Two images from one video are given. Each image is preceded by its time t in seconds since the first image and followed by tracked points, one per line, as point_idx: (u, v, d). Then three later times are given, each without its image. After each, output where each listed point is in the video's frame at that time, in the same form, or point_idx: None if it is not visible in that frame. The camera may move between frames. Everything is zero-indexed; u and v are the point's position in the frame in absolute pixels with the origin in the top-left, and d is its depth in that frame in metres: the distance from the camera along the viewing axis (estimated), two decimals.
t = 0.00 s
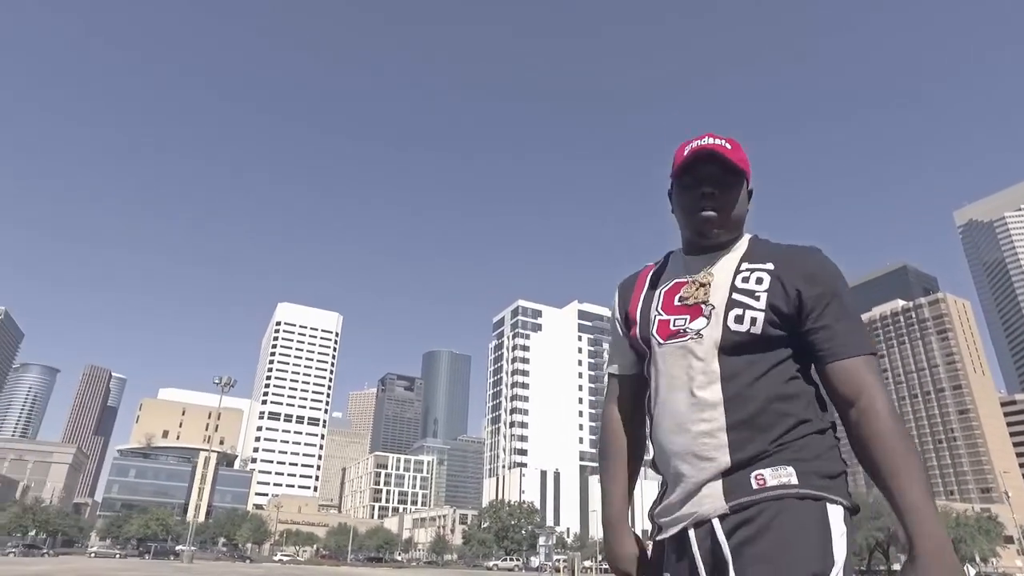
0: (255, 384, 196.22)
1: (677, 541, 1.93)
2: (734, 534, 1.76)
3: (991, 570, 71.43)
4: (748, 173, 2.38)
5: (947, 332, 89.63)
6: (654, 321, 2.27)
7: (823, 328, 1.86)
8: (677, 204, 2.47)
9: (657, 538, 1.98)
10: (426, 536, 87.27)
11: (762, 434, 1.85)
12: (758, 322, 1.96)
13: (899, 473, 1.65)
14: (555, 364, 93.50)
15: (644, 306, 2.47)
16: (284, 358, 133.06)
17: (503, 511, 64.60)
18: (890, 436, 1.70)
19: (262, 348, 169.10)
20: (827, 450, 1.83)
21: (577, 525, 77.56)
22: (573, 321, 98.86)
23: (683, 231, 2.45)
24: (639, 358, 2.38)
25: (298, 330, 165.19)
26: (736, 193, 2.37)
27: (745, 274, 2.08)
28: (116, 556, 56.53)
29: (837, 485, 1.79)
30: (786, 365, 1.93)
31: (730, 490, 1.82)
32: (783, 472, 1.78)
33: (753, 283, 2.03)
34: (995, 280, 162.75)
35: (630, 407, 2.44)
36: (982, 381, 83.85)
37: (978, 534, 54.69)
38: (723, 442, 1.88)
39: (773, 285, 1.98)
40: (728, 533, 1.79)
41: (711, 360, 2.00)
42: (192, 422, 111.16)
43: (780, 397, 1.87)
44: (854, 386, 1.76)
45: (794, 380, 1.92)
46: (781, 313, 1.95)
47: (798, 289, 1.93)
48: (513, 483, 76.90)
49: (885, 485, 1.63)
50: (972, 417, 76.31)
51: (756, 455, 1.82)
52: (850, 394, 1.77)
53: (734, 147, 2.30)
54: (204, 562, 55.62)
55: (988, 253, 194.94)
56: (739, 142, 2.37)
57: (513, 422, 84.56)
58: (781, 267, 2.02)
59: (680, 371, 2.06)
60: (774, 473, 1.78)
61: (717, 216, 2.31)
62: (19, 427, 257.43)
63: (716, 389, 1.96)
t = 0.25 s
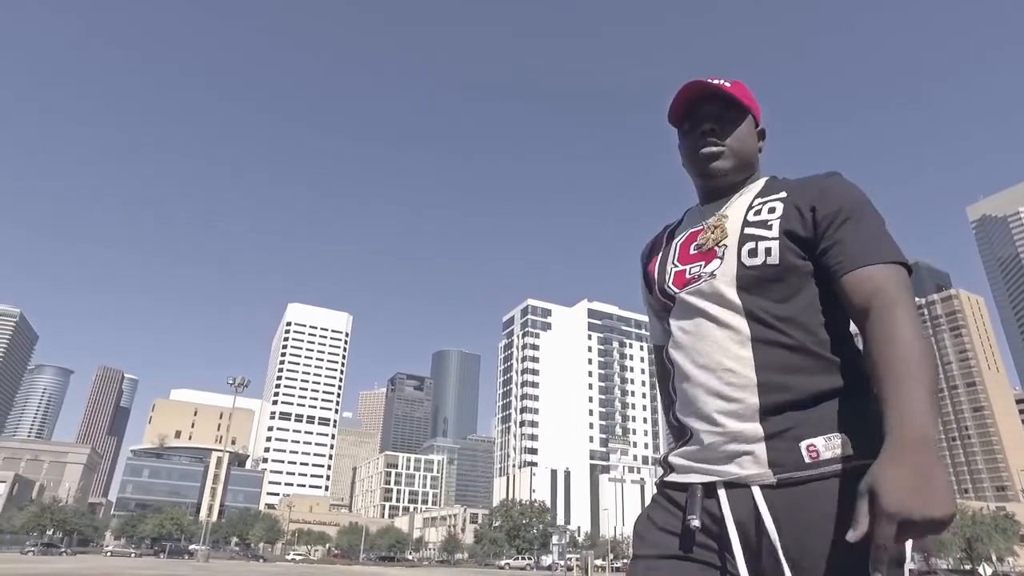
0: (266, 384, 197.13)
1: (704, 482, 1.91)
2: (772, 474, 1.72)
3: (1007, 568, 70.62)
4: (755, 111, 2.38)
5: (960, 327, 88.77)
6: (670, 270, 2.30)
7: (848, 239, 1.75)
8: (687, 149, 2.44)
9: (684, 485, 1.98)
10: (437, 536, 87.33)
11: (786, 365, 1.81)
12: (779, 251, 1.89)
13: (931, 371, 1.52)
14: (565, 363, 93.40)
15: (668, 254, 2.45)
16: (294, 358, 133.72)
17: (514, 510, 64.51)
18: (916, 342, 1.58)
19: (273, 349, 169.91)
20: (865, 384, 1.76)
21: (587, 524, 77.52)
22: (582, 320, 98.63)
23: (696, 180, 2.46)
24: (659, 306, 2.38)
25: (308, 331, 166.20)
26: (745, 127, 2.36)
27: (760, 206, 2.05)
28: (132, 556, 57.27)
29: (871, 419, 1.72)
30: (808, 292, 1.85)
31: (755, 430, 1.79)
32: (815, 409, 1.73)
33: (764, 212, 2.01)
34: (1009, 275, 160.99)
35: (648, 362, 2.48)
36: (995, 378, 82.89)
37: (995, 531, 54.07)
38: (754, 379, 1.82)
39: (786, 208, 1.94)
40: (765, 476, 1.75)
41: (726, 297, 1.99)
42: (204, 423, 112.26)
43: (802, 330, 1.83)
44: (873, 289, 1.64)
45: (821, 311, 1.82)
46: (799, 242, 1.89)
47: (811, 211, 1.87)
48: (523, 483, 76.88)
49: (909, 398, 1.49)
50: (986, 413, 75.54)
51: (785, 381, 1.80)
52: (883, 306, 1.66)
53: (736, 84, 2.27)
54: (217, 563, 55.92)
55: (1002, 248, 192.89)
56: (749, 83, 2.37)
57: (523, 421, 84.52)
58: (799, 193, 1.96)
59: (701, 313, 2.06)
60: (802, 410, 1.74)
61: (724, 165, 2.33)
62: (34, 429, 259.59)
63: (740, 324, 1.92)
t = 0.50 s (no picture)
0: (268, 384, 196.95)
1: (678, 522, 1.59)
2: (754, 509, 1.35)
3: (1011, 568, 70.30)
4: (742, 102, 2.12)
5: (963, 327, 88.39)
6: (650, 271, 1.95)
7: (834, 222, 1.43)
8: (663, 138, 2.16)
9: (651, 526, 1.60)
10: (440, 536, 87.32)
11: (780, 382, 1.44)
12: (765, 243, 1.56)
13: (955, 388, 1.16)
14: (568, 363, 93.42)
15: (646, 255, 2.14)
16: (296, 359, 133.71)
17: (518, 510, 64.49)
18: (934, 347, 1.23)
19: (275, 349, 169.86)
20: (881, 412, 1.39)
21: (590, 524, 77.67)
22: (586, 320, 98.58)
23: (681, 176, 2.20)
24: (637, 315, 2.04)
25: (310, 331, 166.39)
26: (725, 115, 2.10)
27: (747, 194, 1.72)
28: (136, 555, 57.63)
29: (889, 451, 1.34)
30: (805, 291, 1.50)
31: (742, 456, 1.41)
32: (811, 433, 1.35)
33: (750, 200, 1.70)
34: (1011, 274, 160.61)
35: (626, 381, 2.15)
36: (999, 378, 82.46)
37: (1000, 531, 53.71)
38: (736, 397, 1.48)
39: (775, 193, 1.61)
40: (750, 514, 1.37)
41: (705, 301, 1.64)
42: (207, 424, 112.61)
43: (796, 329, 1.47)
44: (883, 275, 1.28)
45: (820, 310, 1.46)
46: (793, 234, 1.54)
47: (798, 195, 1.57)
48: (526, 483, 76.93)
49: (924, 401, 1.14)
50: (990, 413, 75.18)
51: (778, 396, 1.42)
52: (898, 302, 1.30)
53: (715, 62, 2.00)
54: (221, 562, 55.99)
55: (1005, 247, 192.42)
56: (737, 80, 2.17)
57: (526, 421, 84.62)
58: (794, 172, 1.63)
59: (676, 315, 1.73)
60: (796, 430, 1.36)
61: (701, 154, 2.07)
62: (37, 428, 259.40)
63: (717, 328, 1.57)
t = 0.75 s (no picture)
0: (268, 384, 196.73)
1: (646, 483, 1.62)
2: (731, 466, 1.40)
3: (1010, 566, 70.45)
4: (717, 92, 2.24)
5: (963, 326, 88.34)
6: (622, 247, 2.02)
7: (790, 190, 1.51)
8: (644, 133, 2.31)
9: (631, 487, 1.68)
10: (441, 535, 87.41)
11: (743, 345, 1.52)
12: (733, 217, 1.64)
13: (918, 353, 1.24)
14: (568, 363, 93.81)
15: (619, 235, 2.24)
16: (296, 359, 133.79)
17: (521, 510, 64.53)
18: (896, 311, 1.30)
19: (276, 349, 169.91)
20: (843, 376, 1.47)
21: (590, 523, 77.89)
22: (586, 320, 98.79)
23: (664, 162, 2.30)
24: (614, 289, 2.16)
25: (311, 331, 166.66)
26: (701, 102, 2.21)
27: (721, 173, 1.80)
28: (138, 555, 57.87)
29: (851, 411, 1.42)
30: (773, 264, 1.58)
31: (716, 420, 1.47)
32: (778, 393, 1.42)
33: (722, 180, 1.78)
34: (1011, 273, 160.88)
35: (615, 345, 2.25)
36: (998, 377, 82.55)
37: (1003, 530, 53.84)
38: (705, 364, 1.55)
39: (743, 173, 1.70)
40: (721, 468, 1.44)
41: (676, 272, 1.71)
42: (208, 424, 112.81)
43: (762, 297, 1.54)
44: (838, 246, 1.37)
45: (784, 280, 1.55)
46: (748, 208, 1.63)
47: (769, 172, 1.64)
48: (527, 482, 77.09)
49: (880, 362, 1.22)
50: (989, 412, 75.43)
51: (744, 355, 1.49)
52: (852, 272, 1.40)
53: (684, 59, 2.19)
54: (224, 563, 56.03)
55: (1005, 247, 192.49)
56: (716, 73, 2.30)
57: (527, 422, 84.93)
58: (761, 154, 1.73)
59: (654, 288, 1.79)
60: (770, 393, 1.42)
61: (672, 140, 2.18)
62: (37, 428, 258.40)
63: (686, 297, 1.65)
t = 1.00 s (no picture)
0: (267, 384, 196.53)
1: (633, 522, 1.56)
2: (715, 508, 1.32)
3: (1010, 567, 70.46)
4: (709, 91, 2.15)
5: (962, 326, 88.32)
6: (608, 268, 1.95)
7: (786, 211, 1.43)
8: (631, 140, 2.24)
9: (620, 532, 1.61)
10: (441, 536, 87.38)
11: (731, 378, 1.44)
12: (716, 240, 1.56)
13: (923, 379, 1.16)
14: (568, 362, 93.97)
15: (607, 253, 2.15)
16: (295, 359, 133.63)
17: (521, 511, 64.50)
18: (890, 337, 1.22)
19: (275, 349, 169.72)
20: (841, 408, 1.39)
21: (590, 523, 78.07)
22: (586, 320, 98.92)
23: (655, 169, 2.22)
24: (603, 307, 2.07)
25: (310, 331, 166.63)
26: (690, 104, 2.13)
27: (705, 188, 1.69)
28: (139, 555, 58.07)
29: (847, 444, 1.35)
30: (766, 288, 1.51)
31: (700, 465, 1.42)
32: (768, 431, 1.36)
33: (708, 193, 1.69)
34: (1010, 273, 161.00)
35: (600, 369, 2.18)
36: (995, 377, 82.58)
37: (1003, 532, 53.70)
38: (688, 401, 1.49)
39: (728, 186, 1.62)
40: (697, 517, 1.37)
41: (660, 300, 1.65)
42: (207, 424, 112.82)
43: (748, 330, 1.47)
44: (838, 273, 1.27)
45: (774, 309, 1.47)
46: (736, 231, 1.55)
47: (755, 186, 1.56)
48: (527, 482, 77.15)
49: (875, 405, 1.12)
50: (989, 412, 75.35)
51: (733, 396, 1.43)
52: (846, 301, 1.31)
53: (672, 66, 2.12)
54: (225, 563, 56.07)
55: (1005, 246, 192.55)
56: (709, 71, 2.22)
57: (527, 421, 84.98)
58: (748, 164, 1.63)
59: (638, 310, 1.72)
60: (764, 430, 1.35)
61: (661, 148, 2.11)
62: (36, 429, 258.13)
63: (666, 326, 1.59)
